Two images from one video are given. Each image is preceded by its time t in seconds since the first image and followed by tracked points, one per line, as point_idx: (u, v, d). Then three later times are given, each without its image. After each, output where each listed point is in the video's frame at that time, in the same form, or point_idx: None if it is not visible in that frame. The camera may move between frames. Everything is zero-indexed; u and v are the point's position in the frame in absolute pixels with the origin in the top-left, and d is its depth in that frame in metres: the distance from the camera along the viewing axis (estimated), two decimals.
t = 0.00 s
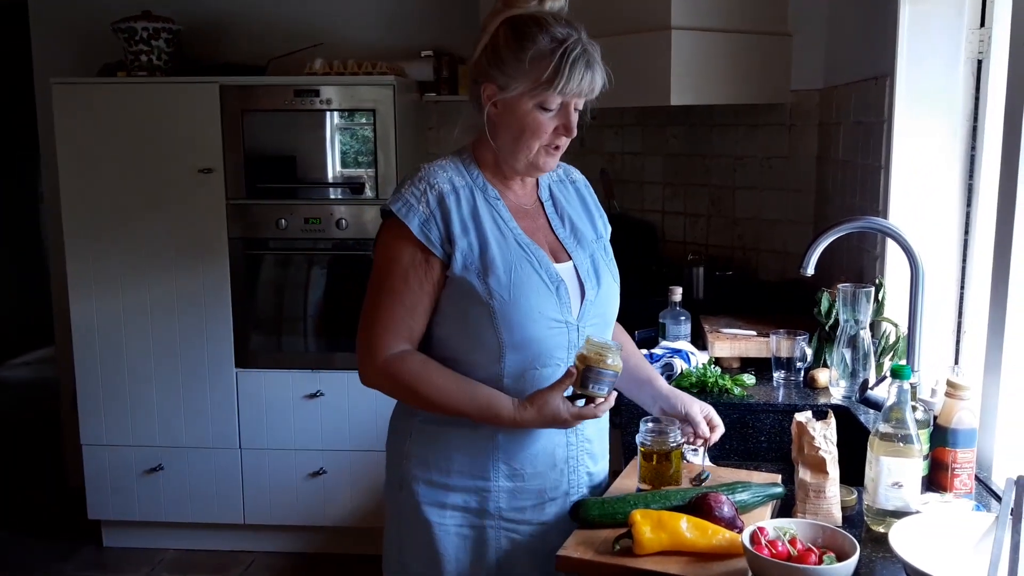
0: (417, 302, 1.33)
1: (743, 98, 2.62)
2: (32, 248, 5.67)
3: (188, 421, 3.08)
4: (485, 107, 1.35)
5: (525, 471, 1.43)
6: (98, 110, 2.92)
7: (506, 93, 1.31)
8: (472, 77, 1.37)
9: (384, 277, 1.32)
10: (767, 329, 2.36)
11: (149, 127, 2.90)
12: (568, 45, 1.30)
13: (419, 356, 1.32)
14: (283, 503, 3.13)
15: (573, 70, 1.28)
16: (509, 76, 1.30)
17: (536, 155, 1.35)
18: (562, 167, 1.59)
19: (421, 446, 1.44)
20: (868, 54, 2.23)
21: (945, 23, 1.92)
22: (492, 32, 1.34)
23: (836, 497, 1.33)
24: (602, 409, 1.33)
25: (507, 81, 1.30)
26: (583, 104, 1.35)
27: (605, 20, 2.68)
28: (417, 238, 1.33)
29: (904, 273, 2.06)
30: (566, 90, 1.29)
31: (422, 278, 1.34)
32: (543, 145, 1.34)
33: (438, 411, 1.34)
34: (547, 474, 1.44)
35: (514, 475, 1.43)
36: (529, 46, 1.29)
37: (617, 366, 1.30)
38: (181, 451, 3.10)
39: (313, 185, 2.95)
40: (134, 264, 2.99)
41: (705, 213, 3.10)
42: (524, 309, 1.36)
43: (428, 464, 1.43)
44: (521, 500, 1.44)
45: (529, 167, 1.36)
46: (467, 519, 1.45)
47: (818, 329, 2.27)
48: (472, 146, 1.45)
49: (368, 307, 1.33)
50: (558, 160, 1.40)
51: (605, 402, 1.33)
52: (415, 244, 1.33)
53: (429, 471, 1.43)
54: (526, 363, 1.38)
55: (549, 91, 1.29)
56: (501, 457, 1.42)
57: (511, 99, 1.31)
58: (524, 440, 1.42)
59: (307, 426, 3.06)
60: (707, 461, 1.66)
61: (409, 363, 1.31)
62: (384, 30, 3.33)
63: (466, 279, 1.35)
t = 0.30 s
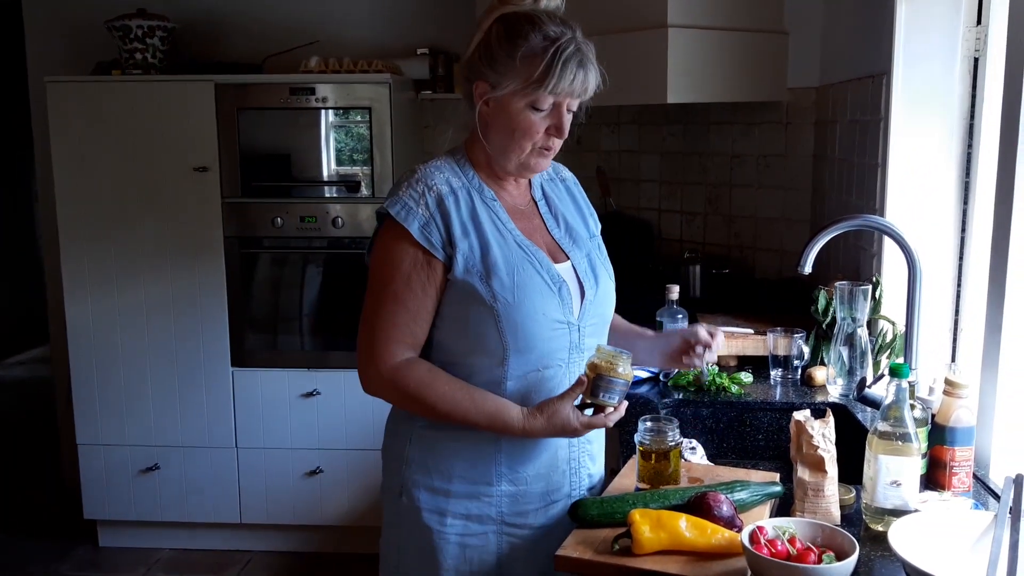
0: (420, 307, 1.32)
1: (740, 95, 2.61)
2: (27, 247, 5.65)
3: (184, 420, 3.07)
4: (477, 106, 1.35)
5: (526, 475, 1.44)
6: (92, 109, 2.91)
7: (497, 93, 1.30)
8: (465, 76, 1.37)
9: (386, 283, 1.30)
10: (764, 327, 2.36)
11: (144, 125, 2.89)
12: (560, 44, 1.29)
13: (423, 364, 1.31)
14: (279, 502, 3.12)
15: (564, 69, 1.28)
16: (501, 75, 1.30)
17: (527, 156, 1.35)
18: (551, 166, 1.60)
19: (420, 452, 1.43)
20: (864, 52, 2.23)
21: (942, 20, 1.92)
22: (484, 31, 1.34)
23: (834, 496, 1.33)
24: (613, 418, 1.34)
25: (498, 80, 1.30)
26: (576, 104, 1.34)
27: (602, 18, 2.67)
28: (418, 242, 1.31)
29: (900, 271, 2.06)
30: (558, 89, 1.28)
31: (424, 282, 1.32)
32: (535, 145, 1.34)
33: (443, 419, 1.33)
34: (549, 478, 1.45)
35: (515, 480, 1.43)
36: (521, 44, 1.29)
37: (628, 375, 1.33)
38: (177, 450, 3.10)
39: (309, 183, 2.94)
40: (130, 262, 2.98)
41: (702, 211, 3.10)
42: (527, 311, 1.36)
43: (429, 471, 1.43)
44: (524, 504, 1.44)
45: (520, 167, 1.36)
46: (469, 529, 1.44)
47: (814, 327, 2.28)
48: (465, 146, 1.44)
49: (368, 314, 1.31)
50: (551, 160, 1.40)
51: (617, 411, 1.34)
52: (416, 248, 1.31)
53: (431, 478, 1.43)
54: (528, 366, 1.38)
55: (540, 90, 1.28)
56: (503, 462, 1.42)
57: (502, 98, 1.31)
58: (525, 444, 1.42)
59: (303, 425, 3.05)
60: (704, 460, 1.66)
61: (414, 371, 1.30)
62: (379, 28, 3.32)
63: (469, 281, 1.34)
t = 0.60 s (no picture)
0: (415, 312, 1.32)
1: (734, 94, 2.62)
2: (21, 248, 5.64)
3: (179, 421, 3.06)
4: (468, 106, 1.35)
5: (524, 476, 1.44)
6: (85, 108, 2.89)
7: (489, 93, 1.30)
8: (457, 75, 1.37)
9: (381, 289, 1.30)
10: (759, 327, 2.36)
11: (138, 126, 2.88)
12: (554, 45, 1.29)
13: (420, 370, 1.31)
14: (275, 502, 3.12)
15: (558, 70, 1.28)
16: (493, 76, 1.29)
17: (519, 156, 1.35)
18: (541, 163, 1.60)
19: (417, 456, 1.43)
20: (859, 51, 2.23)
21: (937, 19, 1.92)
22: (476, 31, 1.33)
23: (830, 495, 1.33)
24: (610, 421, 1.34)
25: (490, 80, 1.30)
26: (568, 105, 1.34)
27: (597, 17, 2.67)
28: (411, 247, 1.31)
29: (895, 270, 2.07)
30: (551, 90, 1.28)
31: (419, 287, 1.32)
32: (527, 146, 1.34)
33: (442, 424, 1.33)
34: (546, 479, 1.45)
35: (513, 481, 1.43)
36: (513, 45, 1.28)
37: (626, 377, 1.33)
38: (172, 450, 3.09)
39: (303, 183, 2.94)
40: (124, 263, 2.97)
41: (697, 210, 3.10)
42: (521, 314, 1.36)
43: (427, 474, 1.42)
44: (522, 506, 1.45)
45: (512, 168, 1.36)
46: (468, 530, 1.44)
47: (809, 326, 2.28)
48: (455, 147, 1.44)
49: (364, 320, 1.31)
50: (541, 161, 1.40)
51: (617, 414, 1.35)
52: (410, 252, 1.31)
53: (429, 482, 1.42)
54: (522, 368, 1.38)
55: (532, 91, 1.28)
56: (501, 464, 1.42)
57: (494, 99, 1.30)
58: (522, 444, 1.42)
59: (299, 426, 3.05)
60: (700, 460, 1.66)
61: (411, 376, 1.30)
62: (374, 28, 3.32)
63: (462, 285, 1.34)
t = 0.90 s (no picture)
0: (406, 310, 1.31)
1: (730, 92, 2.62)
2: (16, 248, 5.62)
3: (174, 420, 3.06)
4: (456, 103, 1.34)
5: (517, 474, 1.43)
6: (79, 107, 2.88)
7: (476, 90, 1.30)
8: (444, 72, 1.36)
9: (371, 288, 1.29)
10: (756, 324, 2.36)
11: (133, 124, 2.87)
12: (539, 41, 1.28)
13: (411, 369, 1.31)
14: (270, 501, 3.11)
15: (543, 66, 1.27)
16: (479, 73, 1.29)
17: (507, 153, 1.34)
18: (533, 160, 1.60)
19: (410, 454, 1.42)
20: (854, 48, 2.23)
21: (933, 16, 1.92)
22: (463, 28, 1.33)
23: (827, 492, 1.33)
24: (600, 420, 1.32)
25: (476, 77, 1.29)
26: (556, 102, 1.33)
27: (593, 14, 2.67)
28: (400, 245, 1.30)
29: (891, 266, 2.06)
30: (536, 86, 1.28)
31: (408, 286, 1.32)
32: (514, 143, 1.33)
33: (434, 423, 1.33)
34: (539, 476, 1.45)
35: (506, 479, 1.43)
36: (499, 42, 1.28)
37: (618, 379, 1.31)
38: (167, 450, 3.08)
39: (298, 182, 2.92)
40: (119, 262, 2.96)
41: (693, 207, 3.10)
42: (510, 311, 1.35)
43: (420, 473, 1.42)
44: (515, 504, 1.44)
45: (500, 165, 1.36)
46: (462, 529, 1.43)
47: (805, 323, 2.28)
48: (445, 145, 1.44)
49: (354, 320, 1.30)
50: (530, 158, 1.40)
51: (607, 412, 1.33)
52: (399, 251, 1.31)
53: (422, 481, 1.42)
54: (513, 366, 1.38)
55: (518, 88, 1.28)
56: (494, 462, 1.42)
57: (481, 95, 1.30)
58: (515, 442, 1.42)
59: (294, 425, 3.04)
60: (697, 457, 1.66)
61: (402, 375, 1.30)
62: (369, 26, 3.31)
63: (451, 283, 1.33)
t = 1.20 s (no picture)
0: (398, 310, 1.31)
1: (726, 90, 2.61)
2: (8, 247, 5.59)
3: (169, 420, 3.05)
4: (445, 102, 1.34)
5: (512, 474, 1.43)
6: (72, 105, 2.87)
7: (464, 87, 1.29)
8: (433, 71, 1.36)
9: (364, 288, 1.29)
10: (752, 322, 2.36)
11: (127, 123, 2.86)
12: (527, 37, 1.28)
13: (405, 369, 1.30)
14: (265, 501, 3.10)
15: (530, 62, 1.27)
16: (466, 70, 1.29)
17: (496, 151, 1.34)
18: (526, 158, 1.59)
19: (404, 455, 1.42)
20: (850, 46, 2.23)
21: (928, 15, 1.92)
22: (451, 25, 1.33)
23: (824, 491, 1.33)
24: (594, 418, 1.30)
25: (464, 75, 1.29)
26: (545, 99, 1.33)
27: (589, 13, 2.66)
28: (391, 245, 1.30)
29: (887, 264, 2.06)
30: (524, 83, 1.27)
31: (401, 286, 1.31)
32: (504, 141, 1.32)
33: (428, 423, 1.32)
34: (535, 475, 1.44)
35: (501, 479, 1.42)
36: (486, 38, 1.28)
37: (614, 375, 1.30)
38: (162, 449, 3.07)
39: (292, 180, 2.91)
40: (113, 260, 2.95)
41: (688, 206, 3.10)
42: (503, 311, 1.35)
43: (415, 473, 1.42)
44: (510, 503, 1.44)
45: (490, 163, 1.35)
46: (457, 528, 1.43)
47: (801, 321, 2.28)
48: (436, 145, 1.43)
49: (347, 321, 1.30)
50: (521, 156, 1.39)
51: (601, 409, 1.31)
52: (390, 251, 1.30)
53: (417, 481, 1.42)
54: (506, 366, 1.37)
55: (506, 85, 1.27)
56: (488, 462, 1.41)
57: (469, 93, 1.29)
58: (510, 442, 1.42)
59: (288, 424, 3.03)
60: (694, 456, 1.66)
61: (396, 375, 1.29)
62: (364, 23, 3.30)
63: (443, 283, 1.33)
